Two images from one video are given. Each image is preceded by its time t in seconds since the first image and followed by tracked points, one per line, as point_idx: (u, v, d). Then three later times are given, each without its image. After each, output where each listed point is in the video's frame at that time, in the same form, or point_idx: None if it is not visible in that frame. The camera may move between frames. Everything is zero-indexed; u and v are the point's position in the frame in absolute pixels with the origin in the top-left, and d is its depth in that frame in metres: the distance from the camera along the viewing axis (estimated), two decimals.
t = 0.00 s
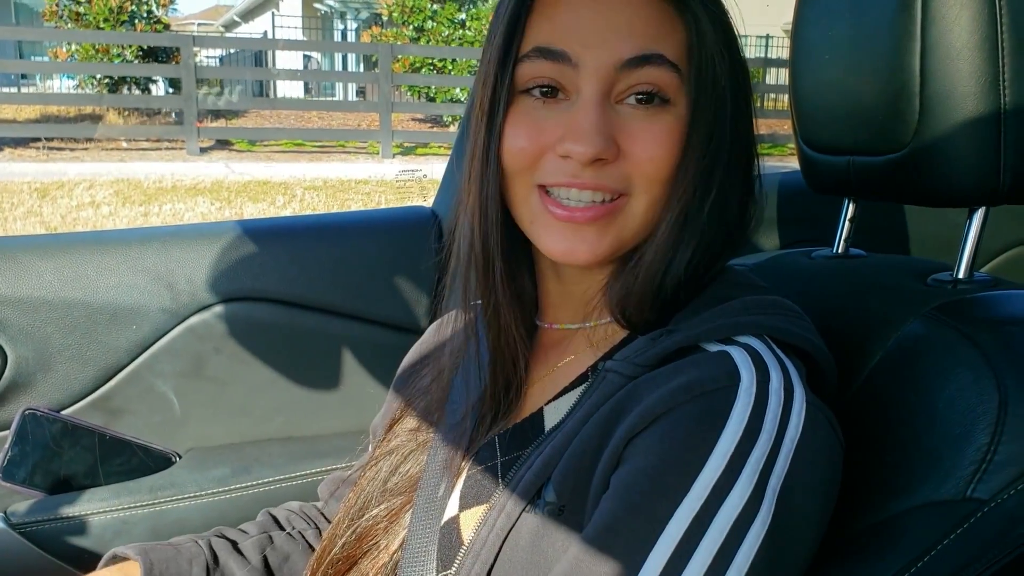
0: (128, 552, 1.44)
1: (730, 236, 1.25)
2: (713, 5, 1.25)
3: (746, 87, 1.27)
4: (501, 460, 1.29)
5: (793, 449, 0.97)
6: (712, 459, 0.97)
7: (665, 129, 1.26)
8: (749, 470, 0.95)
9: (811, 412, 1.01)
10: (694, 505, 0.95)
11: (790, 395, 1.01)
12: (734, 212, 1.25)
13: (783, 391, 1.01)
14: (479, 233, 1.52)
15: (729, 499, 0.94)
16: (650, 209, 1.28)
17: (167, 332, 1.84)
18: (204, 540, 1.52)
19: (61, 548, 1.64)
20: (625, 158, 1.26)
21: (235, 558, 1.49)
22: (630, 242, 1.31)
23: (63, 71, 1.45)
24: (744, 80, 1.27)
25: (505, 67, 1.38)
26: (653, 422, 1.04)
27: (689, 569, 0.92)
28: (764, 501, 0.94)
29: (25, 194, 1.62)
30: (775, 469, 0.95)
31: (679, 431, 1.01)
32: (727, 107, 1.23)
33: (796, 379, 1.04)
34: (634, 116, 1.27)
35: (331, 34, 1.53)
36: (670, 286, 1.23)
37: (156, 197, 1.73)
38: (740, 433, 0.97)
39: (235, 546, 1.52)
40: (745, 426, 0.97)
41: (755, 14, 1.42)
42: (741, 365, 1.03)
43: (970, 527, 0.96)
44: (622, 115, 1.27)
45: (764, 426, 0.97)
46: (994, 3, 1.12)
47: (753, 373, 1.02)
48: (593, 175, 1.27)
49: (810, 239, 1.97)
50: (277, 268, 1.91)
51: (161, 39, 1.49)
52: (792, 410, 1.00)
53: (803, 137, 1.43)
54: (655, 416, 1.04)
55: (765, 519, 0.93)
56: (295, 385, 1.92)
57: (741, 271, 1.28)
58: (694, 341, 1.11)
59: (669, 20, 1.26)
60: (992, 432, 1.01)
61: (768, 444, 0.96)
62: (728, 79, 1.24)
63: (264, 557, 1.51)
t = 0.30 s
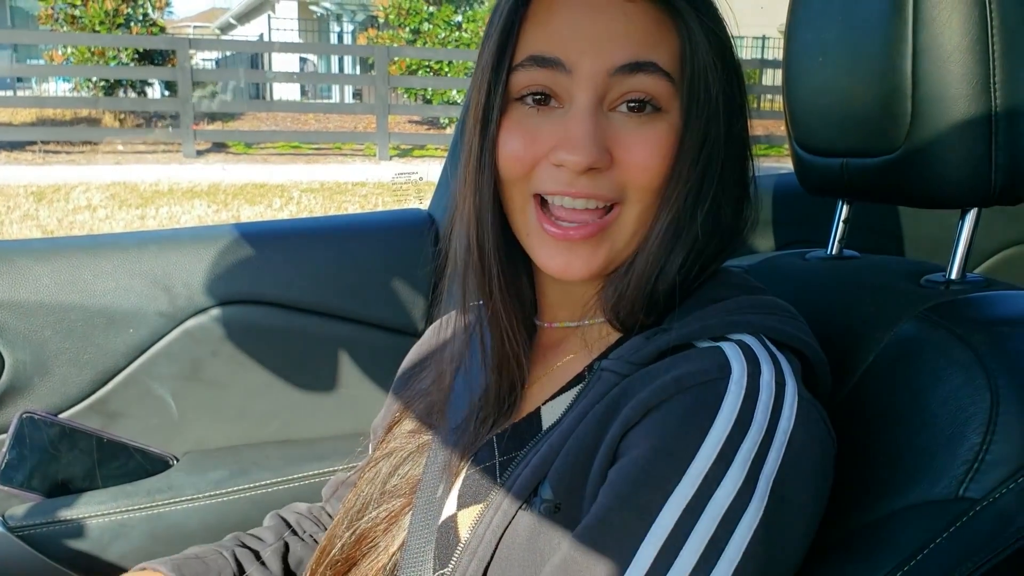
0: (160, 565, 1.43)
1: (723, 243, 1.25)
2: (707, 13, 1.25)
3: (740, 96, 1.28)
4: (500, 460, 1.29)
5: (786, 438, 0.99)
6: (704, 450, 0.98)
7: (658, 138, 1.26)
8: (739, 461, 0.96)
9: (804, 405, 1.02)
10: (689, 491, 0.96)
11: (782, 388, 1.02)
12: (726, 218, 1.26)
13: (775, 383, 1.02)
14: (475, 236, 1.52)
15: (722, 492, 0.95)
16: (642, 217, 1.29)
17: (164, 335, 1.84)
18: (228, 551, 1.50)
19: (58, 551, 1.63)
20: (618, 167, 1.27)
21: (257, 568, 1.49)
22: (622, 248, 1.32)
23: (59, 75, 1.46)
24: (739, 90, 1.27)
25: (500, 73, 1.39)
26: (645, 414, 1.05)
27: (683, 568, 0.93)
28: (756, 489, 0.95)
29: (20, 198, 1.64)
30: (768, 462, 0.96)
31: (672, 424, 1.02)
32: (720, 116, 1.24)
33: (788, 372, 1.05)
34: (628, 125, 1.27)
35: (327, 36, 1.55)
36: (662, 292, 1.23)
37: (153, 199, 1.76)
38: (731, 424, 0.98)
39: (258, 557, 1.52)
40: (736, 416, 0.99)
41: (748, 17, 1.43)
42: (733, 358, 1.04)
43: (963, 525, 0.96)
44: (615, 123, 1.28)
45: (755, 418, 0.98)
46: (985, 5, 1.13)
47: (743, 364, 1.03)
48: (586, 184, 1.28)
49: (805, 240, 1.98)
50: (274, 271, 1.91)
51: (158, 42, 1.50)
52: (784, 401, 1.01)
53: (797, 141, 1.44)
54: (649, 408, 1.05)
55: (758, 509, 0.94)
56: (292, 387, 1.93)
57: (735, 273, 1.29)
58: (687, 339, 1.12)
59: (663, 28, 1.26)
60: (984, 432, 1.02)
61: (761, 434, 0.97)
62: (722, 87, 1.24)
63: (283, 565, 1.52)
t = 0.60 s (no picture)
0: (154, 563, 1.45)
1: (718, 256, 1.25)
2: (706, 26, 1.24)
3: (738, 107, 1.27)
4: (501, 462, 1.29)
5: (790, 445, 0.99)
6: (711, 462, 0.98)
7: (653, 152, 1.26)
8: (746, 476, 0.96)
9: (806, 408, 1.02)
10: (699, 507, 0.96)
11: (784, 395, 1.02)
12: (722, 231, 1.26)
13: (778, 391, 1.02)
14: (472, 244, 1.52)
15: (731, 500, 0.95)
16: (636, 231, 1.28)
17: (169, 337, 1.85)
18: (225, 550, 1.52)
19: (63, 552, 1.63)
20: (612, 182, 1.26)
21: (255, 564, 1.50)
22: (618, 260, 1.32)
23: (61, 77, 1.47)
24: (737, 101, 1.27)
25: (496, 84, 1.38)
26: (650, 426, 1.04)
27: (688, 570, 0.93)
28: (762, 501, 0.95)
29: (24, 201, 1.63)
30: (772, 469, 0.97)
31: (678, 433, 1.01)
32: (717, 130, 1.23)
33: (791, 377, 1.05)
34: (623, 139, 1.26)
35: (330, 38, 1.59)
36: (657, 304, 1.24)
37: (155, 201, 1.71)
38: (736, 437, 0.98)
39: (256, 554, 1.53)
40: (741, 431, 0.98)
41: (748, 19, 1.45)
42: (736, 367, 1.04)
43: (965, 525, 0.96)
44: (609, 137, 1.27)
45: (760, 431, 0.98)
46: (987, 6, 1.13)
47: (748, 374, 1.03)
48: (579, 198, 1.27)
49: (807, 240, 1.98)
50: (278, 272, 1.92)
51: (161, 44, 1.50)
52: (788, 409, 1.01)
53: (799, 141, 1.44)
54: (652, 419, 1.04)
55: (764, 515, 0.95)
56: (296, 389, 1.93)
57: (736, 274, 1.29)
58: (688, 342, 1.12)
59: (660, 42, 1.25)
60: (987, 431, 1.02)
61: (766, 444, 0.97)
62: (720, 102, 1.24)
63: (282, 560, 1.52)
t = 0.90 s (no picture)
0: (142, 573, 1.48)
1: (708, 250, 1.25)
2: (685, 20, 1.25)
3: (722, 101, 1.27)
4: (500, 464, 1.29)
5: (788, 447, 0.99)
6: (710, 464, 0.98)
7: (640, 148, 1.25)
8: (744, 476, 0.96)
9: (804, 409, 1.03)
10: (697, 510, 0.96)
11: (783, 398, 1.02)
12: (710, 225, 1.26)
13: (776, 394, 1.02)
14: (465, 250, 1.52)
15: (728, 501, 0.96)
16: (628, 229, 1.27)
17: (168, 339, 1.85)
18: (216, 556, 1.54)
19: (62, 555, 1.63)
20: (601, 181, 1.26)
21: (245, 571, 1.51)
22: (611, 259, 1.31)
23: (60, 80, 1.46)
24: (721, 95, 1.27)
25: (480, 91, 1.38)
26: (648, 428, 1.04)
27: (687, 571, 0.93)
28: (759, 503, 0.96)
29: (23, 204, 1.61)
30: (770, 469, 0.97)
31: (676, 436, 1.01)
32: (701, 123, 1.23)
33: (788, 381, 1.05)
34: (611, 138, 1.26)
35: (328, 40, 1.61)
36: (649, 299, 1.23)
37: (154, 203, 1.70)
38: (735, 438, 0.98)
39: (246, 562, 1.54)
40: (739, 432, 0.98)
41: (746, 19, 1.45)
42: (734, 370, 1.04)
43: (962, 525, 0.97)
44: (597, 137, 1.26)
45: (758, 432, 0.98)
46: (982, 7, 1.14)
47: (745, 376, 1.03)
48: (569, 200, 1.26)
49: (805, 241, 1.98)
50: (278, 274, 1.92)
51: (160, 46, 1.51)
52: (785, 411, 1.00)
53: (796, 141, 1.44)
54: (650, 422, 1.04)
55: (761, 521, 0.95)
56: (295, 391, 1.94)
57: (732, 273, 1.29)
58: (687, 343, 1.12)
59: (640, 37, 1.25)
60: (985, 431, 1.02)
61: (764, 446, 0.97)
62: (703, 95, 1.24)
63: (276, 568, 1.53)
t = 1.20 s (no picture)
0: None
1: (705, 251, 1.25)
2: (673, 24, 1.24)
3: (714, 104, 1.27)
4: (500, 467, 1.29)
5: (790, 452, 0.99)
6: (710, 473, 0.98)
7: (633, 154, 1.25)
8: (746, 481, 0.96)
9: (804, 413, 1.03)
10: (698, 516, 0.97)
11: (784, 405, 1.02)
12: (705, 226, 1.26)
13: (777, 401, 1.01)
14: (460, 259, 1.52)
15: (729, 507, 0.96)
16: (625, 235, 1.28)
17: (167, 339, 1.85)
18: None
19: (60, 555, 1.63)
20: (596, 190, 1.26)
21: None
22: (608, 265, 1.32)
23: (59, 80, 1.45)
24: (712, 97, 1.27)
25: (469, 103, 1.38)
26: (649, 434, 1.04)
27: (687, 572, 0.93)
28: (761, 509, 0.96)
29: (21, 204, 1.60)
30: (772, 475, 0.97)
31: (677, 444, 1.01)
32: (693, 127, 1.23)
33: (789, 385, 1.04)
34: (604, 146, 1.26)
35: (326, 40, 1.60)
36: (645, 304, 1.23)
37: (153, 204, 1.69)
38: (736, 444, 0.98)
39: None
40: (741, 436, 0.98)
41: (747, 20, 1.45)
42: (735, 376, 1.03)
43: (961, 524, 0.97)
44: (590, 145, 1.27)
45: (760, 438, 0.98)
46: (980, 9, 1.15)
47: (747, 383, 1.02)
48: (564, 209, 1.27)
49: (804, 242, 1.99)
50: (277, 275, 1.92)
51: (157, 48, 1.51)
52: (786, 418, 1.00)
53: (794, 141, 1.44)
54: (651, 428, 1.04)
55: (763, 524, 0.95)
56: (293, 392, 1.94)
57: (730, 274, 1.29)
58: (687, 347, 1.12)
59: (628, 44, 1.25)
60: (984, 430, 1.02)
61: (765, 454, 0.97)
62: (694, 100, 1.24)
63: None
